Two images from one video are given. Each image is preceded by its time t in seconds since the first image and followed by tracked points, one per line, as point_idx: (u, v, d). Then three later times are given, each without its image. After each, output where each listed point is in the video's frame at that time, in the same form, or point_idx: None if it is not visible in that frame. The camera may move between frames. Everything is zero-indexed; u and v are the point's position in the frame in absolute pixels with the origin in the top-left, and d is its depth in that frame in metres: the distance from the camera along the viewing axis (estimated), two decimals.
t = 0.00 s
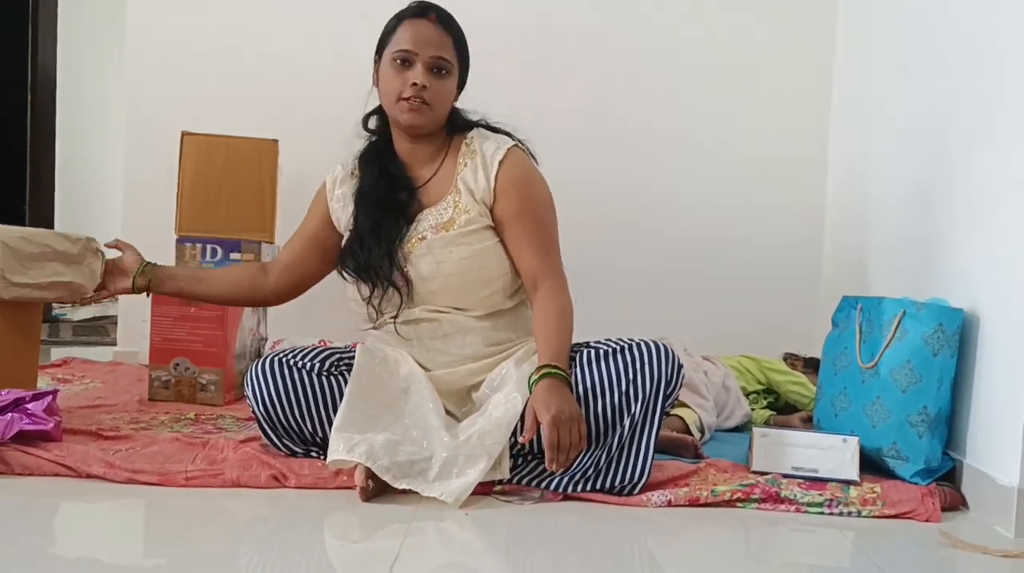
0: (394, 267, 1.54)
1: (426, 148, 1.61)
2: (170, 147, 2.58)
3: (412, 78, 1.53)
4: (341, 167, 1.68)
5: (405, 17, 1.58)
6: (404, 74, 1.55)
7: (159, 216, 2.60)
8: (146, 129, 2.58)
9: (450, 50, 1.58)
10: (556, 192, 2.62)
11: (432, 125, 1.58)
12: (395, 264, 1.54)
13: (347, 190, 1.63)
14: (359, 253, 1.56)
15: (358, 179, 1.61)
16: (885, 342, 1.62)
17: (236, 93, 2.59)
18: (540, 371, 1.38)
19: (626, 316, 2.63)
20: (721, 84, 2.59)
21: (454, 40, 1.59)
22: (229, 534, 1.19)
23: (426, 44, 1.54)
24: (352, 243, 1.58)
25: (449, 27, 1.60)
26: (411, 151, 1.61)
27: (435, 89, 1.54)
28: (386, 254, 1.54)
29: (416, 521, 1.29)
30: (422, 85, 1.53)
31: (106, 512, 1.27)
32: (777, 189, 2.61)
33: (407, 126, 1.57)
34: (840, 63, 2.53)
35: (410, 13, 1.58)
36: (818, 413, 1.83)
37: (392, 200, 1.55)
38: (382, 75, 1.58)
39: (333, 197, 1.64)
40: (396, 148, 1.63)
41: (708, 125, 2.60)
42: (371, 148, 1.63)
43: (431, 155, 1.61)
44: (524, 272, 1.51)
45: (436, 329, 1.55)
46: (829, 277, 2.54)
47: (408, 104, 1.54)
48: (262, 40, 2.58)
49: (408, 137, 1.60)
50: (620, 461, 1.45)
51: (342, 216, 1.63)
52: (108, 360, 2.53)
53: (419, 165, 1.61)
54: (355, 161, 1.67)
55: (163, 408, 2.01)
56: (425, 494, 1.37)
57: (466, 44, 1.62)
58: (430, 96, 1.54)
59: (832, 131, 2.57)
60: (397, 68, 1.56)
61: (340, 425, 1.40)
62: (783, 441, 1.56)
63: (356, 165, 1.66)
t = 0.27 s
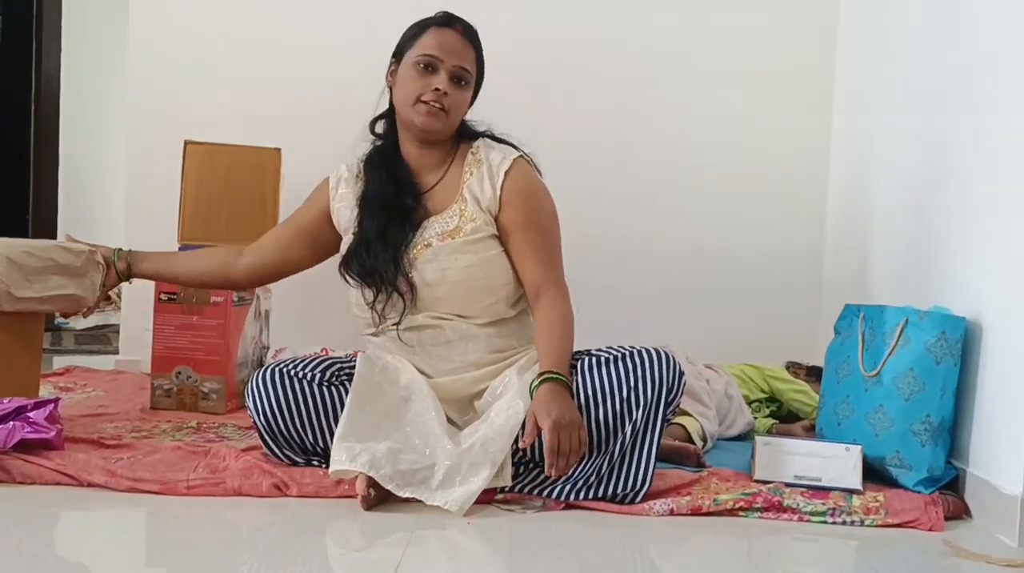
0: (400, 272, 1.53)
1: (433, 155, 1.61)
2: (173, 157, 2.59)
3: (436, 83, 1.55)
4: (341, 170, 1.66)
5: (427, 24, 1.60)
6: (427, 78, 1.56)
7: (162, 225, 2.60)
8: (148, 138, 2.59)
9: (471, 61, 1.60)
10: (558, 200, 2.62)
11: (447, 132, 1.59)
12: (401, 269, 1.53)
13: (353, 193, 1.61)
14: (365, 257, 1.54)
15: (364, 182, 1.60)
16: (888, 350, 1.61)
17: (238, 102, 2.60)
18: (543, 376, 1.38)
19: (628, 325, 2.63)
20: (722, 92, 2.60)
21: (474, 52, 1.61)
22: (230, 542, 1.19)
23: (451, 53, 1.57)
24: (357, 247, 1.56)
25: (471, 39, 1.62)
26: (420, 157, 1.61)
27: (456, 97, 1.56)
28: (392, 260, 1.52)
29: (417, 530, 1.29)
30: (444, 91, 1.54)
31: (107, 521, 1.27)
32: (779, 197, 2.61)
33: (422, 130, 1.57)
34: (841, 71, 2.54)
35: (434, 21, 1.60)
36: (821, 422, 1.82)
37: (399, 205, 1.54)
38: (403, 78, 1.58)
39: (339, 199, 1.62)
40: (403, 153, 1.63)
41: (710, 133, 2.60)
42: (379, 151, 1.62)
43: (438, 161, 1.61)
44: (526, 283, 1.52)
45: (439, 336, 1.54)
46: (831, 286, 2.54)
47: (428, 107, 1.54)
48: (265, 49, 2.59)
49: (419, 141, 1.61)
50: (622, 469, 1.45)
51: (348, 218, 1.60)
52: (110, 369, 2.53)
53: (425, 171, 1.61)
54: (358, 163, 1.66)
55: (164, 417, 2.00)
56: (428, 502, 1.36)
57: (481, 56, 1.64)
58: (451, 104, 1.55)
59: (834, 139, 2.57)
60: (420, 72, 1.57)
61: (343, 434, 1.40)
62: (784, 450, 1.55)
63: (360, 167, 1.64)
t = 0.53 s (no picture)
0: (403, 271, 1.53)
1: (436, 154, 1.62)
2: (174, 159, 2.59)
3: (434, 84, 1.55)
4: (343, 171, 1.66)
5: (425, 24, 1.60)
6: (425, 80, 1.56)
7: (162, 227, 2.60)
8: (150, 140, 2.59)
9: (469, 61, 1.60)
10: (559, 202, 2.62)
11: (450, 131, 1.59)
12: (404, 268, 1.53)
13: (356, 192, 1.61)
14: (368, 255, 1.54)
15: (367, 182, 1.60)
16: (889, 351, 1.61)
17: (239, 104, 2.60)
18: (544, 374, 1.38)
19: (629, 327, 2.63)
20: (723, 94, 2.60)
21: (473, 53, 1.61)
22: (230, 543, 1.19)
23: (447, 52, 1.56)
24: (361, 245, 1.55)
25: (469, 38, 1.62)
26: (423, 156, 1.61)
27: (455, 97, 1.56)
28: (396, 259, 1.52)
29: (419, 531, 1.29)
30: (442, 91, 1.54)
31: (107, 522, 1.26)
32: (780, 199, 2.61)
33: (424, 131, 1.57)
34: (843, 74, 2.54)
35: (433, 21, 1.60)
36: (823, 423, 1.81)
37: (402, 205, 1.55)
38: (402, 80, 1.59)
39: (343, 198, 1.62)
40: (406, 153, 1.63)
41: (711, 135, 2.60)
42: (381, 151, 1.63)
43: (442, 161, 1.61)
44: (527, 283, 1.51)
45: (443, 336, 1.54)
46: (833, 288, 2.53)
47: (427, 109, 1.55)
48: (266, 51, 2.59)
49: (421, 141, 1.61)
50: (623, 472, 1.45)
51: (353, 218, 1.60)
52: (111, 372, 2.53)
53: (428, 171, 1.61)
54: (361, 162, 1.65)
55: (165, 419, 2.00)
56: (432, 503, 1.37)
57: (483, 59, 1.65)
58: (450, 104, 1.56)
59: (835, 141, 2.57)
60: (419, 73, 1.57)
61: (344, 437, 1.40)
62: (784, 451, 1.56)
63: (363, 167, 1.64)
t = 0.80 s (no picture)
0: (411, 268, 1.53)
1: (447, 155, 1.62)
2: (174, 162, 2.59)
3: (453, 94, 1.55)
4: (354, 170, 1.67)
5: (448, 29, 1.59)
6: (445, 88, 1.56)
7: (162, 230, 2.60)
8: (150, 143, 2.59)
9: (490, 72, 1.59)
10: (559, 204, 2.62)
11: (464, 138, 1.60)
12: (411, 264, 1.53)
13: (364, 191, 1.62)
14: (376, 250, 1.54)
15: (377, 179, 1.61)
16: (889, 353, 1.61)
17: (240, 107, 2.60)
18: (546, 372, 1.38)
19: (629, 329, 2.62)
20: (723, 96, 2.60)
21: (495, 62, 1.61)
22: (230, 546, 1.19)
23: (469, 63, 1.56)
24: (370, 241, 1.56)
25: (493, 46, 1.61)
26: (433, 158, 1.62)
27: (472, 108, 1.57)
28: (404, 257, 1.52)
29: (420, 534, 1.29)
30: (461, 102, 1.55)
31: (107, 526, 1.26)
32: (780, 201, 2.61)
33: (436, 137, 1.59)
34: (842, 75, 2.54)
35: (455, 27, 1.59)
36: (823, 426, 1.81)
37: (411, 202, 1.55)
38: (420, 84, 1.58)
39: (350, 194, 1.62)
40: (417, 151, 1.64)
41: (711, 137, 2.60)
42: (394, 150, 1.64)
43: (451, 163, 1.62)
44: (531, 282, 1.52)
45: (446, 337, 1.53)
46: (833, 290, 2.53)
47: (444, 120, 1.56)
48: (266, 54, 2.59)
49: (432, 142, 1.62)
50: (623, 474, 1.44)
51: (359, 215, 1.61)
52: (111, 375, 2.53)
53: (439, 170, 1.62)
54: (371, 161, 1.66)
55: (165, 422, 2.00)
56: (436, 505, 1.37)
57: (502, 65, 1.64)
58: (467, 115, 1.56)
59: (835, 143, 2.57)
60: (438, 80, 1.56)
61: (344, 442, 1.40)
62: (784, 454, 1.56)
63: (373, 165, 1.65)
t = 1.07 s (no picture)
0: (421, 265, 1.56)
1: (461, 159, 1.66)
2: (174, 165, 2.59)
3: (435, 93, 1.58)
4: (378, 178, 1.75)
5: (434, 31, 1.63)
6: (429, 90, 1.59)
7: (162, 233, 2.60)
8: (149, 147, 2.59)
9: (474, 65, 1.60)
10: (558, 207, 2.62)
11: (465, 135, 1.62)
12: (421, 261, 1.56)
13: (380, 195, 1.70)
14: (389, 247, 1.58)
15: (394, 183, 1.67)
16: (890, 356, 1.61)
17: (239, 110, 2.60)
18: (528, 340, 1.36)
19: (628, 332, 2.62)
20: (722, 98, 2.60)
21: (479, 52, 1.61)
22: (229, 549, 1.19)
23: (447, 59, 1.58)
24: (383, 240, 1.60)
25: (483, 43, 1.63)
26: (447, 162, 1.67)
27: (460, 102, 1.58)
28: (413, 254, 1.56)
29: (419, 538, 1.28)
30: (443, 99, 1.57)
31: (106, 529, 1.26)
32: (780, 203, 2.61)
33: (436, 140, 1.62)
34: (842, 78, 2.54)
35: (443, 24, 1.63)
36: (823, 428, 1.81)
37: (426, 203, 1.60)
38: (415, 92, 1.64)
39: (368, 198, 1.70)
40: (433, 157, 1.69)
41: (710, 139, 2.60)
42: (412, 155, 1.69)
43: (467, 165, 1.67)
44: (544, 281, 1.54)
45: (451, 338, 1.54)
46: (833, 292, 2.53)
47: (432, 120, 1.59)
48: (266, 57, 2.60)
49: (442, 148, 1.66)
50: (623, 475, 1.44)
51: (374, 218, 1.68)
52: (110, 378, 2.53)
53: (455, 174, 1.67)
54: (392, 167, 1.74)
55: (164, 425, 2.00)
56: (436, 507, 1.37)
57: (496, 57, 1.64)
58: (454, 110, 1.58)
59: (835, 145, 2.58)
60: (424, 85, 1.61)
61: (345, 443, 1.40)
62: (783, 456, 1.55)
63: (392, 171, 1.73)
